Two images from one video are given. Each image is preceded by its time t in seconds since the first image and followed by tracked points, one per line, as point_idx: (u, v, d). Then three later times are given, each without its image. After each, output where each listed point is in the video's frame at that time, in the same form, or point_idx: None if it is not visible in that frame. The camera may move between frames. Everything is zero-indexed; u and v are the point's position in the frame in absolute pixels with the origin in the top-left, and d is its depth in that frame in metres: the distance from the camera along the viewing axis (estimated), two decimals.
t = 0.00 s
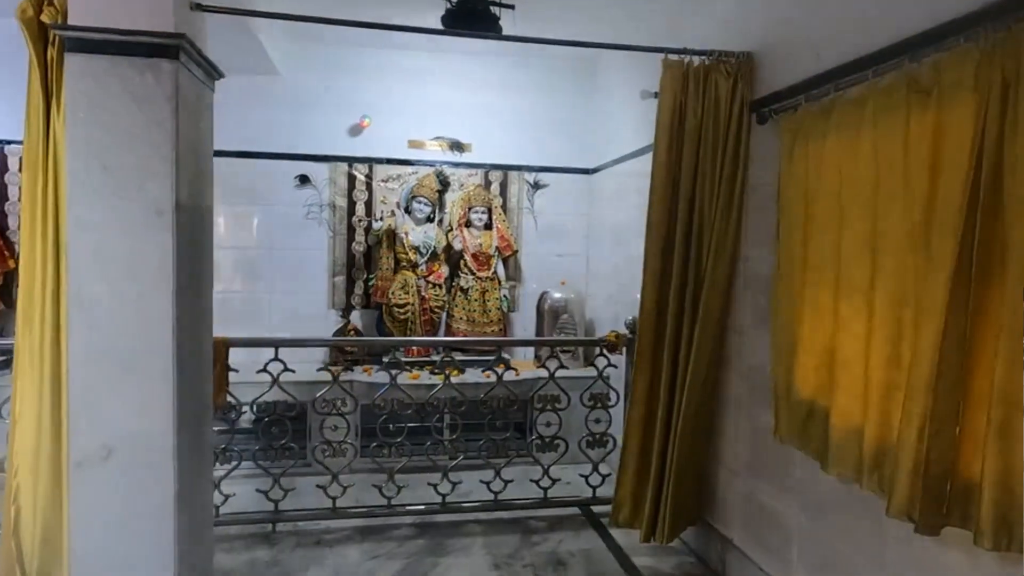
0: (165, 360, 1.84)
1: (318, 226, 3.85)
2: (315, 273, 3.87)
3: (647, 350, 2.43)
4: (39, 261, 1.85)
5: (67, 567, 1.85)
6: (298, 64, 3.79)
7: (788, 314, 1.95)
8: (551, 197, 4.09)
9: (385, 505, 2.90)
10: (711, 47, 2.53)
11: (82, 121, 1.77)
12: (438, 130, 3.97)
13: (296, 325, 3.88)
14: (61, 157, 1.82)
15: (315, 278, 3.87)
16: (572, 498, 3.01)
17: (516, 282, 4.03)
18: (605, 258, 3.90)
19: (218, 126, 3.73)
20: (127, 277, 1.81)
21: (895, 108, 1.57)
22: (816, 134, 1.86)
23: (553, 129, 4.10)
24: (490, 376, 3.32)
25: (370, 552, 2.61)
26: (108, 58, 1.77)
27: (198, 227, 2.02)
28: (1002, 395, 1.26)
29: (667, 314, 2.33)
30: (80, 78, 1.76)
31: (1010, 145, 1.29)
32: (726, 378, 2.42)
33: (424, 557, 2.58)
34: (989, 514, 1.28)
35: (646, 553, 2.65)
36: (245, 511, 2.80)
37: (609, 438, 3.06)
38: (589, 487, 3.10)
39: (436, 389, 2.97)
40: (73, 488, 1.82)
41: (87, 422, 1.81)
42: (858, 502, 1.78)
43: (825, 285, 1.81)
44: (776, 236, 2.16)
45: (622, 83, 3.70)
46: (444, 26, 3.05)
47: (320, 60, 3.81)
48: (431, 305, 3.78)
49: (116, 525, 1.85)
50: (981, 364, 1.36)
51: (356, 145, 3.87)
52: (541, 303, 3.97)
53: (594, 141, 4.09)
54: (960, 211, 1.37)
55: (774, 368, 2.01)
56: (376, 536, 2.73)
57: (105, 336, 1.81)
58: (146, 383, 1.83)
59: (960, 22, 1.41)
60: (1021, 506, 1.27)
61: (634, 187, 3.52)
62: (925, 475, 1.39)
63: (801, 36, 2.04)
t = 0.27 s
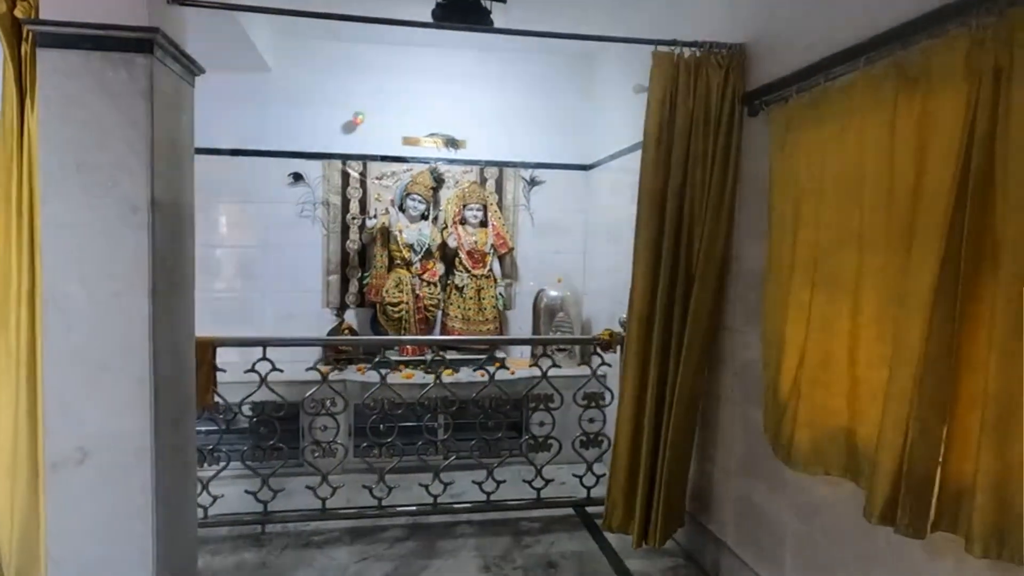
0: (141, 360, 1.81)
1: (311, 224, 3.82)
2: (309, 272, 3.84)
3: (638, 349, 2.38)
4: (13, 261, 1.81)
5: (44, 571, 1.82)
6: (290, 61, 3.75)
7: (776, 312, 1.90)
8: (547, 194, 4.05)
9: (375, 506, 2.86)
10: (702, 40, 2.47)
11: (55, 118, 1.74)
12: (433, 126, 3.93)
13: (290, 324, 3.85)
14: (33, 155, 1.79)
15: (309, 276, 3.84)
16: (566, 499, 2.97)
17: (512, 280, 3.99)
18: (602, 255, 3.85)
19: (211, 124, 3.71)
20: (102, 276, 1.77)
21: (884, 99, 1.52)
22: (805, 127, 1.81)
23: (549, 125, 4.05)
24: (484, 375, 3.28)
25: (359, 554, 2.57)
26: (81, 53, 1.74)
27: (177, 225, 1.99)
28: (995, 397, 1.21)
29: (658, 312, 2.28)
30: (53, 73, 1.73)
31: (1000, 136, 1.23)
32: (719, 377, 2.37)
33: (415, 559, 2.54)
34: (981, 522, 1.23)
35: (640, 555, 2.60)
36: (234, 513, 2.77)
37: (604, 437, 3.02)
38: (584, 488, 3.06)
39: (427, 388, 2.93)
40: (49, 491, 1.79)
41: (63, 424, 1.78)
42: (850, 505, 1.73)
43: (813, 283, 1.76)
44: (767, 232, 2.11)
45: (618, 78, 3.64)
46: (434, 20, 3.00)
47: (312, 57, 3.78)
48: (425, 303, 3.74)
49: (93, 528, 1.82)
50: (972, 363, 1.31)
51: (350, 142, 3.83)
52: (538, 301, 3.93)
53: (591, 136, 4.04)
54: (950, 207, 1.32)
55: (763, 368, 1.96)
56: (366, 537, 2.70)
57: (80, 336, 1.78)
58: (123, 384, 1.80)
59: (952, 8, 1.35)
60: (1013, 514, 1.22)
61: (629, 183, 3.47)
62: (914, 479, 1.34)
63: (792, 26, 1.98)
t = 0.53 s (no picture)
0: (123, 365, 1.79)
1: (307, 226, 3.81)
2: (305, 274, 3.83)
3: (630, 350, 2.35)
4: None
5: None
6: (285, 62, 3.74)
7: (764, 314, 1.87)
8: (544, 193, 4.02)
9: (368, 510, 2.84)
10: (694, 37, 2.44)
11: (34, 122, 1.72)
12: (428, 126, 3.91)
13: (287, 326, 3.83)
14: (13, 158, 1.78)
15: (305, 278, 3.82)
16: (561, 502, 2.94)
17: (509, 281, 3.97)
18: (599, 255, 3.82)
19: (206, 126, 3.70)
20: (83, 281, 1.76)
21: (871, 96, 1.49)
22: (793, 125, 1.77)
23: (545, 125, 4.02)
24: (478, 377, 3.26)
25: (351, 558, 2.55)
26: (60, 56, 1.72)
27: (161, 229, 1.97)
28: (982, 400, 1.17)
29: (649, 313, 2.25)
30: (32, 77, 1.72)
31: (986, 132, 1.20)
32: (713, 378, 2.34)
33: (406, 564, 2.51)
34: (963, 528, 1.19)
35: (635, 559, 2.57)
36: (226, 516, 2.76)
37: (599, 440, 2.98)
38: (579, 491, 3.03)
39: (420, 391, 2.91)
40: (32, 498, 1.78)
41: (44, 430, 1.77)
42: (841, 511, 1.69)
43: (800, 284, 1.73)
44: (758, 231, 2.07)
45: (614, 76, 3.61)
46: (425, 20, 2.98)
47: (307, 58, 3.76)
48: (421, 304, 3.72)
49: (75, 535, 1.80)
50: (961, 368, 1.27)
51: (345, 144, 3.82)
52: (534, 302, 3.91)
53: (588, 135, 4.00)
54: (938, 205, 1.29)
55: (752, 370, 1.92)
56: (358, 541, 2.68)
57: (61, 342, 1.76)
58: (104, 390, 1.79)
59: (943, 0, 1.32)
60: (998, 520, 1.17)
61: (625, 182, 3.44)
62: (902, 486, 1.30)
63: (783, 22, 1.95)
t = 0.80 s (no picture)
0: (114, 368, 1.79)
1: (306, 227, 3.80)
2: (304, 275, 3.82)
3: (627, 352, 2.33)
4: None
5: None
6: (283, 64, 3.74)
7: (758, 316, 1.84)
8: (544, 194, 4.00)
9: (366, 512, 2.83)
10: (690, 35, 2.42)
11: (24, 125, 1.72)
12: (427, 127, 3.90)
13: (286, 328, 3.83)
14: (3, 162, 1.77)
15: (305, 280, 3.82)
16: (561, 504, 2.92)
17: (508, 281, 3.96)
18: (598, 255, 3.81)
19: (205, 128, 3.70)
20: (74, 284, 1.76)
21: (865, 94, 1.47)
22: (787, 124, 1.75)
23: (544, 125, 4.01)
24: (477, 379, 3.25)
25: (348, 561, 2.54)
26: (50, 59, 1.72)
27: (153, 231, 1.96)
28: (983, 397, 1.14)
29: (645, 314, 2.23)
30: (22, 80, 1.71)
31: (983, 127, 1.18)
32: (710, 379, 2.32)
33: (403, 567, 2.50)
34: (970, 530, 1.15)
35: (634, 561, 2.55)
36: (224, 519, 2.75)
37: (598, 441, 2.96)
38: (578, 493, 3.01)
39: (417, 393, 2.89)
40: (24, 502, 1.78)
41: (35, 434, 1.76)
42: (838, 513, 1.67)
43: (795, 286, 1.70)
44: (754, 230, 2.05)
45: (612, 76, 3.59)
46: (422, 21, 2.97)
47: (305, 60, 3.76)
48: (420, 306, 3.71)
49: (67, 539, 1.80)
50: (963, 366, 1.25)
51: (343, 145, 3.81)
52: (534, 302, 3.90)
53: (588, 135, 3.99)
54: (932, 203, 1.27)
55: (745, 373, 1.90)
56: (356, 544, 2.67)
57: (52, 345, 1.76)
58: (96, 393, 1.78)
59: None
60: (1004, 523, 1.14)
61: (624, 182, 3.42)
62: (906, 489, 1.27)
63: (779, 19, 1.92)
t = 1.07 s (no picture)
0: (115, 369, 1.79)
1: (309, 229, 3.81)
2: (308, 277, 3.83)
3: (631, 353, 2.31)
4: None
5: None
6: (286, 67, 3.75)
7: (762, 316, 1.83)
8: (548, 195, 3.99)
9: (368, 514, 2.83)
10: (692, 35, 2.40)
11: (25, 127, 1.73)
12: (430, 129, 3.90)
13: (290, 330, 3.84)
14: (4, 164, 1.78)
15: (308, 281, 3.82)
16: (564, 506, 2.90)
17: (512, 283, 3.95)
18: (602, 257, 3.80)
19: (208, 131, 3.71)
20: (74, 286, 1.76)
21: (868, 93, 1.45)
22: (790, 123, 1.74)
23: (548, 126, 4.00)
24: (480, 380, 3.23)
25: (350, 563, 2.54)
26: (50, 61, 1.72)
27: (154, 233, 1.96)
28: (991, 399, 1.13)
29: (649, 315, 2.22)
30: (22, 83, 1.72)
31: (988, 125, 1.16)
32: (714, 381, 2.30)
33: (405, 569, 2.49)
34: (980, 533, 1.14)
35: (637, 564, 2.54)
36: (227, 521, 2.75)
37: (601, 443, 2.95)
38: (582, 495, 2.99)
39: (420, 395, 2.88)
40: (25, 503, 1.78)
41: (36, 436, 1.77)
42: (843, 516, 1.65)
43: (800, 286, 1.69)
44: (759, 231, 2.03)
45: (615, 77, 3.58)
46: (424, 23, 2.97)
47: (309, 62, 3.77)
48: (424, 307, 3.70)
49: (68, 541, 1.80)
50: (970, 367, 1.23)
51: (346, 147, 3.82)
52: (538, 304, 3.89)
53: (591, 136, 3.98)
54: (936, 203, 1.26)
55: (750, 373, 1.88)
56: (358, 546, 2.66)
57: (52, 347, 1.76)
58: (97, 394, 1.78)
59: None
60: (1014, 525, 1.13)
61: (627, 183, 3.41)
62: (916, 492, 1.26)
63: (781, 18, 1.91)
